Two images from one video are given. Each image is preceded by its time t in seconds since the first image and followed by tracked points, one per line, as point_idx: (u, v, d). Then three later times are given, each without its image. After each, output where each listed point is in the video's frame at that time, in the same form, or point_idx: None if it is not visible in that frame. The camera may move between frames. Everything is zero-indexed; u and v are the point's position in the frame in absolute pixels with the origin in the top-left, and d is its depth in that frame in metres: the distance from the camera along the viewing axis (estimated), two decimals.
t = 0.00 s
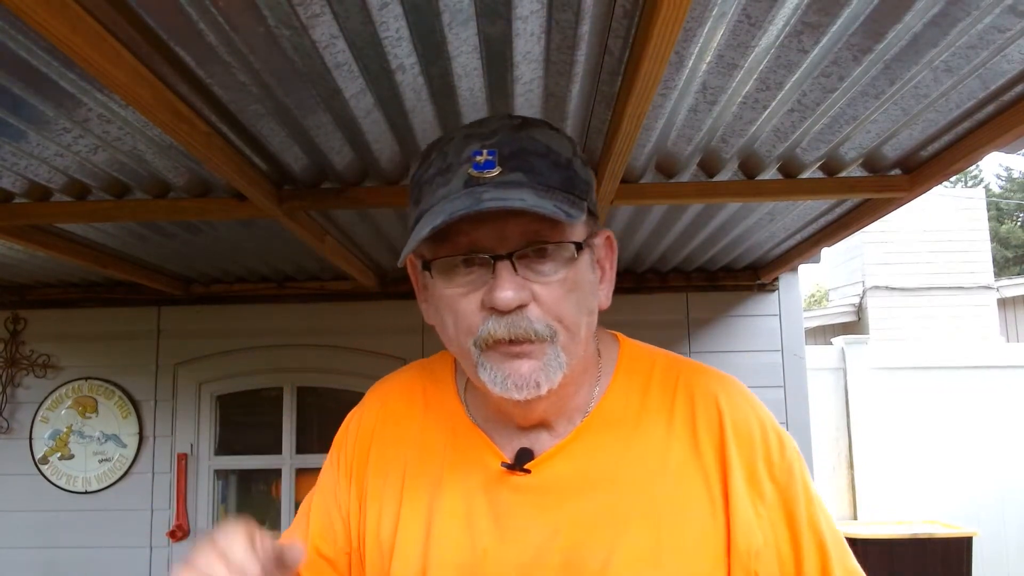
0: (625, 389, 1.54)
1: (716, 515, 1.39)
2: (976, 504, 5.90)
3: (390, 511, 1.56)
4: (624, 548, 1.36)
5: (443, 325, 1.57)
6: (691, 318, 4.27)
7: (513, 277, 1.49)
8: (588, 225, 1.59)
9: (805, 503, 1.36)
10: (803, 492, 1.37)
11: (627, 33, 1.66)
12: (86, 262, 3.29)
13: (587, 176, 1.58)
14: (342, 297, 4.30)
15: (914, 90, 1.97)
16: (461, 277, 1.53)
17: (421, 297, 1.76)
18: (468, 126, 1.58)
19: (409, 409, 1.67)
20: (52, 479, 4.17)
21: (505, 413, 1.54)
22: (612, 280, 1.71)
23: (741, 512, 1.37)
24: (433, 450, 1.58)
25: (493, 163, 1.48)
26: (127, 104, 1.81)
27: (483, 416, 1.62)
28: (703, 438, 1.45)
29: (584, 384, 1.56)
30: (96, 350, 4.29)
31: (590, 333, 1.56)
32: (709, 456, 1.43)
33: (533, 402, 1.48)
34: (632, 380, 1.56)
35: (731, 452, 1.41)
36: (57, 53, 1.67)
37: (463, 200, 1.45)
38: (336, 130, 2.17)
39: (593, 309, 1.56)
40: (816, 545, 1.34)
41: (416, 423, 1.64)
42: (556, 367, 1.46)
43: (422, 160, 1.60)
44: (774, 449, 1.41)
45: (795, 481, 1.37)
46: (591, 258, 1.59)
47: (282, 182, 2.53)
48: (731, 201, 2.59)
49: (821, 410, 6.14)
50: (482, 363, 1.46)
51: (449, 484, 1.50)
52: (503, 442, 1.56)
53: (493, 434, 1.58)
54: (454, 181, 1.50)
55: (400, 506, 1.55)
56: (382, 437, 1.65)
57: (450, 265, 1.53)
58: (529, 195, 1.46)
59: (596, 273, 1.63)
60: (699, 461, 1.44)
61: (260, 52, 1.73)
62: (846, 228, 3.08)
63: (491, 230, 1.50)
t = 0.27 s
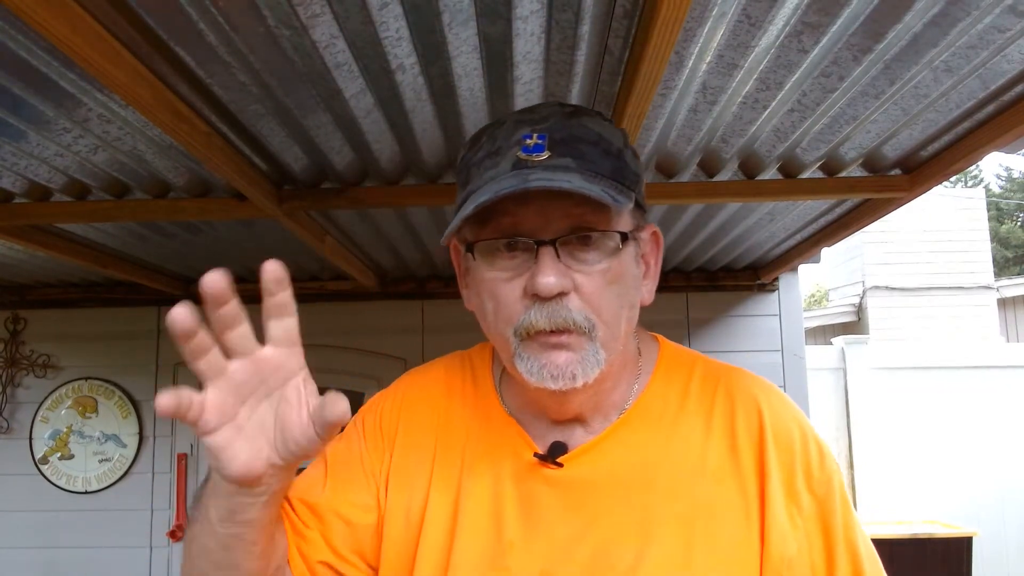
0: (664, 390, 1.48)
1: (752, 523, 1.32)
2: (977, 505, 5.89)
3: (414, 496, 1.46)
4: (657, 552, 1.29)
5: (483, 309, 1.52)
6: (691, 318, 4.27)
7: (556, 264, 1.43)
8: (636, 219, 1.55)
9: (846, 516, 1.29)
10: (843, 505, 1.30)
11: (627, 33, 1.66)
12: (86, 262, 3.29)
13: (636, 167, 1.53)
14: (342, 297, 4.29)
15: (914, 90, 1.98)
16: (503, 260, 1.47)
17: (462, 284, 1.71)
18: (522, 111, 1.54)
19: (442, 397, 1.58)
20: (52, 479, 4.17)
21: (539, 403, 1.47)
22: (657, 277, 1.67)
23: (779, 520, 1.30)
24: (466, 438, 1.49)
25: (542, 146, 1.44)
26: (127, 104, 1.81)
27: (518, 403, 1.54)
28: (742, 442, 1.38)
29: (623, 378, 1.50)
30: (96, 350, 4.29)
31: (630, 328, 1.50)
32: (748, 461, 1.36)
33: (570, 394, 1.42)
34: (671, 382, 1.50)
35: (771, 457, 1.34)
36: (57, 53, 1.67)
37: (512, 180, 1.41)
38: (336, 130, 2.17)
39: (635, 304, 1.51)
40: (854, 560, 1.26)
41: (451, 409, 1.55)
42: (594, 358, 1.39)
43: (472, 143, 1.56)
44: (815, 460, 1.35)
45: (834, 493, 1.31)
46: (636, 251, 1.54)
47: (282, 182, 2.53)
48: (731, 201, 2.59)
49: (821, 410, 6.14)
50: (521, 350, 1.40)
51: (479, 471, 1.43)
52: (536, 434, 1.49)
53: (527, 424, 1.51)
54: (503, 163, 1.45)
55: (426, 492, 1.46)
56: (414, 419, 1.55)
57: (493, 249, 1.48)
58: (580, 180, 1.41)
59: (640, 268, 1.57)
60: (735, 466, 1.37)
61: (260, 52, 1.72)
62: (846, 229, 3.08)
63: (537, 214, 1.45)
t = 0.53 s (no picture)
0: (683, 397, 1.45)
1: (771, 534, 1.29)
2: (977, 505, 5.89)
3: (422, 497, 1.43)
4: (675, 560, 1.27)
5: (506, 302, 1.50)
6: (691, 318, 4.27)
7: (587, 262, 1.41)
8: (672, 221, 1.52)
9: (862, 528, 1.28)
10: (860, 517, 1.29)
11: (626, 33, 1.66)
12: (86, 262, 3.29)
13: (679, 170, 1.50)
14: (342, 297, 4.30)
15: (914, 90, 1.98)
16: (532, 254, 1.44)
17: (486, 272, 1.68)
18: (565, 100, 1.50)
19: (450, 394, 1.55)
20: (52, 479, 4.17)
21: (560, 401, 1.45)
22: (688, 281, 1.64)
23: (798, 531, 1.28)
24: (476, 436, 1.47)
25: (584, 141, 1.41)
26: (127, 104, 1.81)
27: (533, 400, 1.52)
28: (761, 451, 1.35)
29: (645, 383, 1.48)
30: (96, 350, 4.29)
31: (655, 333, 1.48)
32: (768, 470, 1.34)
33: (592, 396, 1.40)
34: (689, 389, 1.47)
35: (792, 468, 1.32)
36: (57, 53, 1.67)
37: (554, 171, 1.38)
38: (336, 130, 2.17)
39: (665, 307, 1.49)
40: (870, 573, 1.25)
41: (459, 406, 1.53)
42: (619, 361, 1.37)
43: (511, 131, 1.53)
44: (833, 471, 1.33)
45: (851, 505, 1.29)
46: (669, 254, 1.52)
47: (282, 182, 2.53)
48: (731, 201, 2.59)
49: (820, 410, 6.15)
50: (546, 347, 1.37)
51: (493, 471, 1.40)
52: (554, 432, 1.47)
53: (544, 422, 1.49)
54: (542, 154, 1.42)
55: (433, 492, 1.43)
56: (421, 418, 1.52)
57: (523, 242, 1.45)
58: (622, 178, 1.38)
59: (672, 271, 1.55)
60: (754, 475, 1.34)
61: (260, 52, 1.72)
62: (846, 229, 3.08)
63: (574, 208, 1.43)
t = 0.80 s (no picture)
0: (644, 394, 1.48)
1: (733, 518, 1.35)
2: (976, 504, 5.89)
3: (384, 507, 1.43)
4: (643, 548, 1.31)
5: (474, 301, 1.51)
6: (691, 318, 4.27)
7: (556, 262, 1.43)
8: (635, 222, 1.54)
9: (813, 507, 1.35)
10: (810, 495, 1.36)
11: (627, 33, 1.66)
12: (86, 262, 3.29)
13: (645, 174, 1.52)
14: (342, 297, 4.30)
15: (914, 90, 1.97)
16: (501, 254, 1.46)
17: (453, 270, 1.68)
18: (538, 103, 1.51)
19: (406, 402, 1.56)
20: (52, 479, 4.17)
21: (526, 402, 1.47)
22: (650, 282, 1.65)
23: (758, 513, 1.34)
24: (434, 442, 1.47)
25: (556, 143, 1.43)
26: (127, 104, 1.81)
27: (494, 402, 1.54)
28: (720, 440, 1.40)
29: (607, 383, 1.51)
30: (96, 350, 4.29)
31: (616, 332, 1.50)
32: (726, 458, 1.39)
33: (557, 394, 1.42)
34: (650, 385, 1.51)
35: (749, 453, 1.38)
36: (57, 53, 1.67)
37: (526, 173, 1.39)
38: (336, 130, 2.17)
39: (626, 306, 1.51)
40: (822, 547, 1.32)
41: (414, 414, 1.53)
42: (576, 364, 1.38)
43: (484, 131, 1.53)
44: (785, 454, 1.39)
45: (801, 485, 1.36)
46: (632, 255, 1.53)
47: (282, 182, 2.53)
48: (731, 201, 2.59)
49: (820, 410, 6.15)
50: (509, 344, 1.39)
51: (456, 471, 1.41)
52: (519, 431, 1.49)
53: (508, 423, 1.50)
54: (515, 154, 1.43)
55: (393, 502, 1.43)
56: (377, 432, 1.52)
57: (493, 240, 1.46)
58: (592, 180, 1.40)
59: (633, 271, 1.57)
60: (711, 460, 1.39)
61: (260, 51, 1.72)
62: (846, 229, 3.08)
63: (543, 210, 1.45)
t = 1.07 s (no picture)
0: (580, 388, 1.49)
1: (672, 507, 1.35)
2: (976, 504, 5.89)
3: (332, 527, 1.40)
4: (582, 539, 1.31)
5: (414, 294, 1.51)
6: (691, 318, 4.27)
7: (495, 244, 1.43)
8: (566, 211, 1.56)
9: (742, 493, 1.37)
10: (742, 482, 1.38)
11: (627, 33, 1.66)
12: (86, 262, 3.29)
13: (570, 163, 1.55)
14: (342, 297, 4.30)
15: (914, 90, 1.97)
16: (440, 244, 1.46)
17: (387, 277, 1.68)
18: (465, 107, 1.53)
19: (345, 413, 1.52)
20: (52, 479, 4.17)
21: (468, 391, 1.46)
22: (580, 278, 1.68)
23: (693, 500, 1.35)
24: (381, 452, 1.44)
25: (487, 132, 1.45)
26: (127, 104, 1.81)
27: (439, 404, 1.53)
28: (657, 431, 1.42)
29: (547, 373, 1.51)
30: (96, 350, 4.29)
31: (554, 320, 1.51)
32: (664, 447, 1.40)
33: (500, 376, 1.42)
34: (586, 379, 1.51)
35: (684, 442, 1.39)
36: (57, 53, 1.67)
37: (459, 154, 1.41)
38: (336, 130, 2.17)
39: (562, 295, 1.53)
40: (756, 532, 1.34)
41: (355, 427, 1.49)
42: (531, 332, 1.40)
43: (412, 135, 1.53)
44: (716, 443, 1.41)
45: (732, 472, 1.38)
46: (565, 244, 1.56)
47: (282, 182, 2.53)
48: (731, 201, 2.59)
49: (820, 410, 6.15)
50: (454, 330, 1.39)
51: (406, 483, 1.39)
52: (462, 429, 1.48)
53: (451, 421, 1.50)
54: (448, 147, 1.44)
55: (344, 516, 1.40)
56: (319, 448, 1.48)
57: (433, 232, 1.47)
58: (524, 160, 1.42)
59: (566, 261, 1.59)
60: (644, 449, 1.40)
61: (260, 51, 1.72)
62: (846, 228, 3.08)
63: (477, 194, 1.46)
